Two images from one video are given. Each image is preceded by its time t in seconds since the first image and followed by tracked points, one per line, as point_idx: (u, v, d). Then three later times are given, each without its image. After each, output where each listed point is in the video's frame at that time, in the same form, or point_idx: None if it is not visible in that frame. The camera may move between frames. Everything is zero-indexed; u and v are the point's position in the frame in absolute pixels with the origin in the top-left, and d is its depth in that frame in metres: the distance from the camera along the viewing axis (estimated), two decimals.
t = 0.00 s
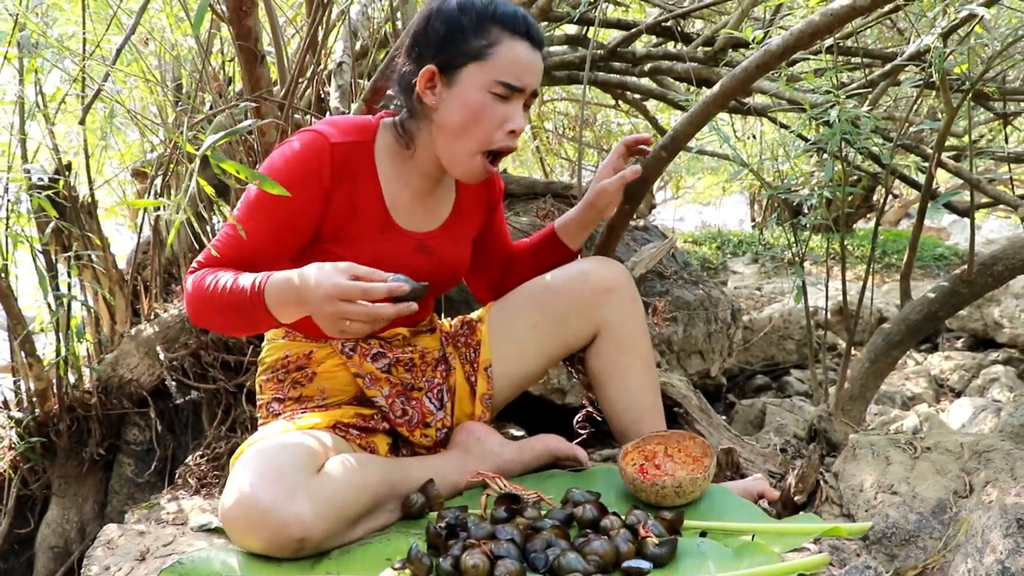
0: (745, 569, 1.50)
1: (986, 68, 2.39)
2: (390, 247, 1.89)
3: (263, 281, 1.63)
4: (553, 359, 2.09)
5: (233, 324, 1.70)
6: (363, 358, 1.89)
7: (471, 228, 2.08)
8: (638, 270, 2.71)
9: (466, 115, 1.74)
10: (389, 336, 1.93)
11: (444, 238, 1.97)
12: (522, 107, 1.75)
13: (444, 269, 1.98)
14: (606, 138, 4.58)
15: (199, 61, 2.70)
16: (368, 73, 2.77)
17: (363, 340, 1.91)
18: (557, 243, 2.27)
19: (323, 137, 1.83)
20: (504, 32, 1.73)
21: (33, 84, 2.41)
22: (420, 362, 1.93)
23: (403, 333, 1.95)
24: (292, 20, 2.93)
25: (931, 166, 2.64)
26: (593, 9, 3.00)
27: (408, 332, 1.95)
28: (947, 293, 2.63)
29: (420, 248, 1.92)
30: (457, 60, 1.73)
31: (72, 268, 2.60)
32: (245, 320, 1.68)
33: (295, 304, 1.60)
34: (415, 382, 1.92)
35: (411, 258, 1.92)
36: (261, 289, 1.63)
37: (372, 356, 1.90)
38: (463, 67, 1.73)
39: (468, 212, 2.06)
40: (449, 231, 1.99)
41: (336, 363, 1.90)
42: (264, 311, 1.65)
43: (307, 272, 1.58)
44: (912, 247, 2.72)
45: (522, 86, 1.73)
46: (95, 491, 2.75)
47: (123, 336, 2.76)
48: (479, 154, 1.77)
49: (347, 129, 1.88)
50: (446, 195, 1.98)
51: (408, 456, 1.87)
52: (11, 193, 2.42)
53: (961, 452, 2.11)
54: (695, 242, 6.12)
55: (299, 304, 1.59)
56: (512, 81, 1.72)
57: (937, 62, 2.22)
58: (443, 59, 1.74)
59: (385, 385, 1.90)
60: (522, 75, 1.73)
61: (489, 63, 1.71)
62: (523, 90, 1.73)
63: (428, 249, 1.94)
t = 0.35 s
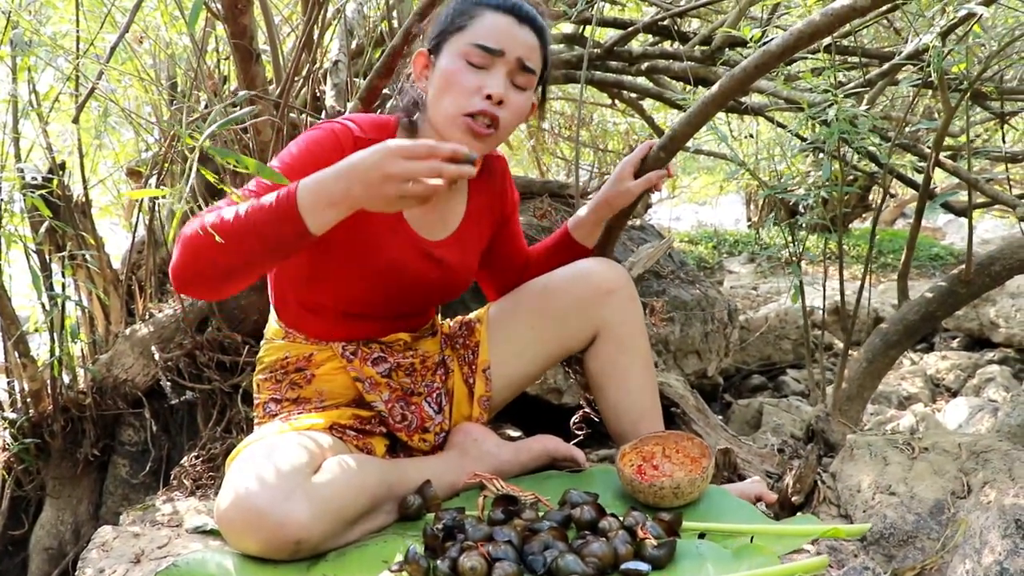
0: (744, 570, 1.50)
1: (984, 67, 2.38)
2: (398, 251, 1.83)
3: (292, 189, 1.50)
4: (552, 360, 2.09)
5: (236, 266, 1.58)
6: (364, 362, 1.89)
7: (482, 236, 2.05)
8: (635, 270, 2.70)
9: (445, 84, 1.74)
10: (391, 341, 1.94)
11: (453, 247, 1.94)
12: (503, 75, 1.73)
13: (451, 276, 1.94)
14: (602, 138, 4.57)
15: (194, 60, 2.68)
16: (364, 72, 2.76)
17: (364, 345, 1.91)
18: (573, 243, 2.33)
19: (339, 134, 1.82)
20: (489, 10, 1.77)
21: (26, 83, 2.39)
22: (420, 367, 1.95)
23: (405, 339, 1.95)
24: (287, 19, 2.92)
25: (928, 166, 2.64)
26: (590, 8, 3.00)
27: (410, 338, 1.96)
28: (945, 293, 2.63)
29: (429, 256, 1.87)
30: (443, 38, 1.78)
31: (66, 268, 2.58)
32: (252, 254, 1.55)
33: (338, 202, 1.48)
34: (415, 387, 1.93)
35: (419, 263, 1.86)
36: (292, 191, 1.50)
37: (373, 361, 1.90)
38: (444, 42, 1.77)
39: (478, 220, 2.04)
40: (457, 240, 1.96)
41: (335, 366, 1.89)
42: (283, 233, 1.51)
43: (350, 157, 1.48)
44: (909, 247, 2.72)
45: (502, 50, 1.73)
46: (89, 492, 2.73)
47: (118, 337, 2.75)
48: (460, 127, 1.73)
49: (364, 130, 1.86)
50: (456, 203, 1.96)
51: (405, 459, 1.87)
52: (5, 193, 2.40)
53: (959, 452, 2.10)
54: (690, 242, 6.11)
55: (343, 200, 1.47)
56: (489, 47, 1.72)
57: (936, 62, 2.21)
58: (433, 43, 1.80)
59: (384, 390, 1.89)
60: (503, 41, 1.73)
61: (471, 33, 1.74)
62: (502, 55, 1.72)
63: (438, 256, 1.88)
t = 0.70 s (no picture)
0: None
1: (984, 68, 2.37)
2: (405, 240, 1.79)
3: (303, 74, 1.53)
4: (555, 368, 2.07)
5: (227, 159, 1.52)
6: (365, 374, 1.87)
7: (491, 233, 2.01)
8: (635, 271, 2.68)
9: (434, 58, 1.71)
10: (393, 352, 1.91)
11: (462, 244, 1.89)
12: (494, 44, 1.70)
13: (459, 274, 1.90)
14: (599, 138, 4.56)
15: (190, 60, 2.67)
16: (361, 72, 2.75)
17: (366, 355, 1.89)
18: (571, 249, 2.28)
19: (357, 114, 1.75)
20: None
21: (20, 83, 2.37)
22: (422, 380, 1.93)
23: (407, 350, 1.92)
24: (284, 18, 2.90)
25: (928, 167, 2.63)
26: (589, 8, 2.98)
27: (412, 349, 1.93)
28: (945, 295, 2.62)
29: (438, 251, 1.83)
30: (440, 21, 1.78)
31: (61, 270, 2.57)
32: (249, 139, 1.51)
33: (348, 84, 1.51)
34: (415, 400, 1.91)
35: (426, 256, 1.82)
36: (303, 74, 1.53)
37: (374, 372, 1.88)
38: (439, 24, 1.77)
39: (489, 218, 1.99)
40: (466, 236, 1.91)
41: (336, 375, 1.88)
42: (289, 115, 1.51)
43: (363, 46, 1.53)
44: (909, 249, 2.70)
45: (491, 21, 1.70)
46: (84, 495, 2.71)
47: (113, 338, 2.74)
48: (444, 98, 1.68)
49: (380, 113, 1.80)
50: (465, 197, 1.91)
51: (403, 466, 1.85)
52: None
53: (959, 455, 2.09)
54: (688, 242, 6.10)
55: (352, 81, 1.50)
56: (478, 16, 1.70)
57: (936, 62, 2.20)
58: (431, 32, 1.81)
59: (384, 402, 1.88)
60: (494, 12, 1.71)
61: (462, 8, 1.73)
62: (491, 23, 1.69)
63: (446, 251, 1.85)
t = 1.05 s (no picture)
0: None
1: (985, 66, 2.36)
2: (390, 219, 1.76)
3: (268, 33, 1.57)
4: (557, 373, 2.06)
5: (193, 113, 1.53)
6: (364, 380, 1.86)
7: (487, 218, 1.98)
8: (635, 272, 2.68)
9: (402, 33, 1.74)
10: (393, 358, 1.91)
11: (452, 224, 1.86)
12: (460, 11, 1.72)
13: (450, 259, 1.86)
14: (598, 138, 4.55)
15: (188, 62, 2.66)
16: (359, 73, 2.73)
17: (366, 361, 1.88)
18: (578, 227, 2.22)
19: (332, 96, 1.77)
20: None
21: (19, 86, 2.36)
22: (421, 386, 1.92)
23: (408, 355, 1.92)
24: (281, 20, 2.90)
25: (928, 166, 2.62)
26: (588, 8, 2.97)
27: (412, 354, 1.92)
28: (946, 294, 2.61)
29: (425, 229, 1.80)
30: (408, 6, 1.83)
31: (60, 273, 2.56)
32: (211, 94, 1.53)
33: (316, 36, 1.54)
34: (414, 405, 1.91)
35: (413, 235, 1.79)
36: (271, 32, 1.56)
37: (373, 379, 1.87)
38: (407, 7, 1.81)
39: (481, 202, 1.96)
40: (456, 218, 1.88)
41: (336, 382, 1.87)
42: (252, 67, 1.54)
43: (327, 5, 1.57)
44: (911, 247, 2.69)
45: None
46: (84, 498, 2.70)
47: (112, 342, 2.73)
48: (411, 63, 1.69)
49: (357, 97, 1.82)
50: (453, 179, 1.89)
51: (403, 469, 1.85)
52: None
53: (962, 455, 2.08)
54: (687, 242, 6.09)
55: (320, 32, 1.54)
56: None
57: (937, 61, 2.19)
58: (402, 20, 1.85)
59: (383, 408, 1.88)
60: None
61: None
62: None
63: (434, 229, 1.81)
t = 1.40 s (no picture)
0: None
1: (992, 67, 2.35)
2: (374, 206, 1.72)
3: (257, 10, 1.58)
4: (560, 375, 2.06)
5: (175, 82, 1.53)
6: (361, 379, 1.85)
7: (481, 206, 1.90)
8: (639, 274, 2.68)
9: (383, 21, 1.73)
10: (391, 357, 1.89)
11: (442, 211, 1.80)
12: None
13: (439, 248, 1.80)
14: (601, 139, 4.54)
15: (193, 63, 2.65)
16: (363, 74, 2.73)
17: (363, 359, 1.87)
18: (581, 192, 1.92)
19: (318, 86, 1.76)
20: None
21: (23, 86, 2.36)
22: (420, 385, 1.92)
23: (405, 355, 1.90)
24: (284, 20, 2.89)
25: (934, 168, 2.61)
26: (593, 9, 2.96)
27: (411, 353, 1.91)
28: (952, 296, 2.60)
29: (411, 215, 1.75)
30: None
31: (65, 274, 2.56)
32: (199, 62, 1.53)
33: (302, 13, 1.57)
34: (413, 405, 1.90)
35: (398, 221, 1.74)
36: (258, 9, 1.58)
37: (370, 378, 1.86)
38: None
39: (477, 190, 1.89)
40: (447, 205, 1.81)
41: (334, 382, 1.86)
42: (241, 38, 1.55)
43: None
44: (916, 249, 2.68)
45: None
46: (89, 499, 2.70)
47: (117, 342, 2.73)
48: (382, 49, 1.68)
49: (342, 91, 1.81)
50: (443, 166, 1.83)
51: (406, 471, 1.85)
52: (3, 198, 2.37)
53: (968, 457, 2.07)
54: (690, 243, 6.08)
55: (306, 9, 1.56)
56: None
57: (943, 62, 2.17)
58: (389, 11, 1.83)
59: (381, 407, 1.87)
60: None
61: None
62: None
63: (420, 214, 1.76)
